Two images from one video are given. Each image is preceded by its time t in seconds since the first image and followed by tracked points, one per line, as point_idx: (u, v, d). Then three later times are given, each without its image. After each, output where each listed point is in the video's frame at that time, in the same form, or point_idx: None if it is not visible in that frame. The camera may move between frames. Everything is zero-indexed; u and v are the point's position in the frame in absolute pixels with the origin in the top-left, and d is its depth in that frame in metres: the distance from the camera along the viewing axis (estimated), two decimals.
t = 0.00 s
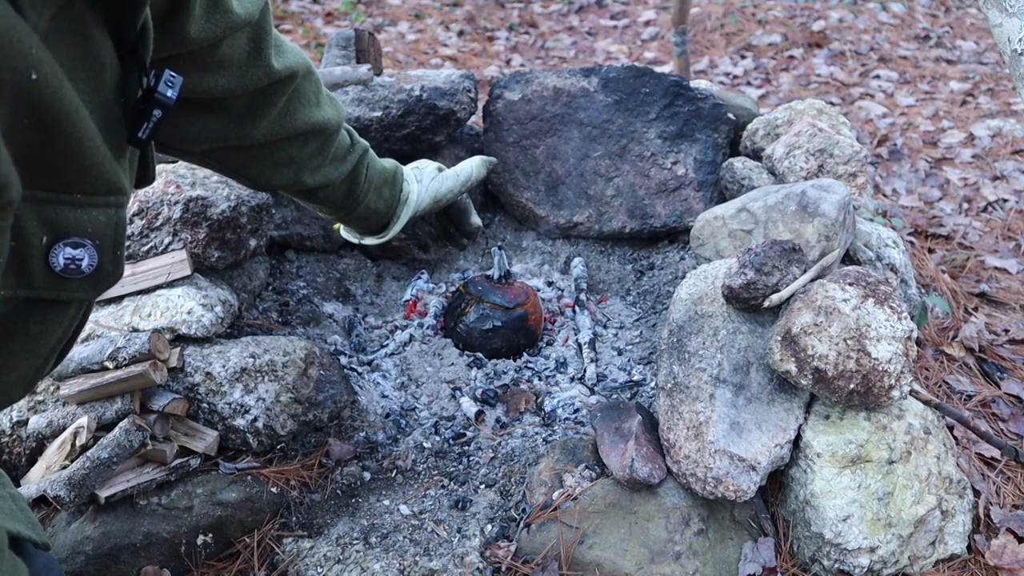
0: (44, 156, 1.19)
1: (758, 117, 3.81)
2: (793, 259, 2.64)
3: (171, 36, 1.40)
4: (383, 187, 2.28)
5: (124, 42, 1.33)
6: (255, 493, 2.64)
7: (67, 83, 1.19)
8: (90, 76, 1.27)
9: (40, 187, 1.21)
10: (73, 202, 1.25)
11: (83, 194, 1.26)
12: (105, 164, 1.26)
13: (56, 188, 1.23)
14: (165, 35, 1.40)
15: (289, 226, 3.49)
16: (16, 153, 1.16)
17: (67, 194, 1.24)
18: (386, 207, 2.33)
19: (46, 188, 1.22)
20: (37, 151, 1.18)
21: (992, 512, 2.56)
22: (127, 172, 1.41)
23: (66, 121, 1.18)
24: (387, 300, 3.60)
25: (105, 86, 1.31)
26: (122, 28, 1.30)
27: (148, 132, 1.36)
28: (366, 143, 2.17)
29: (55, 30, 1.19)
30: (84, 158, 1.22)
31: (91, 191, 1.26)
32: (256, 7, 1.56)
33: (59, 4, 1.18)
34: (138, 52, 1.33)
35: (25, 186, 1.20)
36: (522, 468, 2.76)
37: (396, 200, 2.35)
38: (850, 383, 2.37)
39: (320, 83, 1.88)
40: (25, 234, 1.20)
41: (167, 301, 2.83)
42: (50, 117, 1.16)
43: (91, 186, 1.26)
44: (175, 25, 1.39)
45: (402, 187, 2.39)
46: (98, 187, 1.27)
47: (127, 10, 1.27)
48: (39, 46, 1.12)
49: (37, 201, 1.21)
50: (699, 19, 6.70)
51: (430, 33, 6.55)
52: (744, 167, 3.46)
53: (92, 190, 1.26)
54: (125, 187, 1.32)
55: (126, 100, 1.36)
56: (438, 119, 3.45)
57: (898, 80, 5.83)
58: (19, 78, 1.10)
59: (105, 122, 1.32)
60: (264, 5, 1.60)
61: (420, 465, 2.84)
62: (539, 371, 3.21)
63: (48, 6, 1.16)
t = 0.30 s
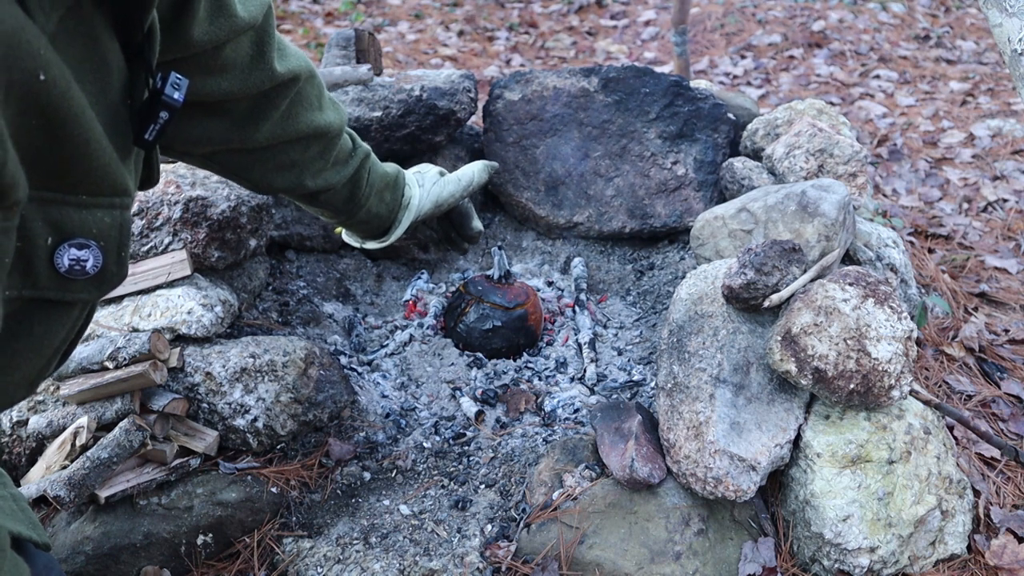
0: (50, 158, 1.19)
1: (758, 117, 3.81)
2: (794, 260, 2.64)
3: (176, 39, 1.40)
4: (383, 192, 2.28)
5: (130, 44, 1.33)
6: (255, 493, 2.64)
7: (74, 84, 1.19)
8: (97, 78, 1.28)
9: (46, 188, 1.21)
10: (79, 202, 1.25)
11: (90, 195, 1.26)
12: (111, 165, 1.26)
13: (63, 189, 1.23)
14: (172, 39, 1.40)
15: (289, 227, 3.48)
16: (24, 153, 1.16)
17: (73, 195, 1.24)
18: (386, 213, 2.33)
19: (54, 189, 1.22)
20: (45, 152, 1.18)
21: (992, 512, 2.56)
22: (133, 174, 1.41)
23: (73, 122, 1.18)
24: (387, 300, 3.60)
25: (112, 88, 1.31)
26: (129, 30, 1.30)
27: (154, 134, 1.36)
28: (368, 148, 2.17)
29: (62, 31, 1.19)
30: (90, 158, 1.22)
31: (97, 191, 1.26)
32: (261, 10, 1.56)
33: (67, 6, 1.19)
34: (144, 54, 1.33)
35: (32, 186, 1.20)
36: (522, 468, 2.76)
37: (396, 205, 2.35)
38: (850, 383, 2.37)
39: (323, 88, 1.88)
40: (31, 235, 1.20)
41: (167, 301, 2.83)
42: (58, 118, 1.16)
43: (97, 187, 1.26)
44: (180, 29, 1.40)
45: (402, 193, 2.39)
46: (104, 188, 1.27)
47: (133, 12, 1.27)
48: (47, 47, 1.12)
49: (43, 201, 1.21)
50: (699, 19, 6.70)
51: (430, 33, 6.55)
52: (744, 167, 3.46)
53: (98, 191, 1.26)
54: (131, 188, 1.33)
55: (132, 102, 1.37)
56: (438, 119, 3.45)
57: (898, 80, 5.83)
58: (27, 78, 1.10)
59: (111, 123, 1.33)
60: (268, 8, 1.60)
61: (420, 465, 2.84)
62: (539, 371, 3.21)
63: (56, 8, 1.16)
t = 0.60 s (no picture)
0: (50, 159, 1.19)
1: (759, 117, 3.81)
2: (794, 259, 2.64)
3: (175, 47, 1.41)
4: (374, 219, 2.24)
5: (130, 48, 1.33)
6: (255, 493, 2.64)
7: (74, 86, 1.18)
8: (96, 80, 1.27)
9: (46, 190, 1.21)
10: (78, 204, 1.24)
11: (90, 197, 1.25)
12: (111, 168, 1.25)
13: (63, 191, 1.22)
14: (172, 45, 1.40)
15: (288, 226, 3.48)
16: (21, 154, 1.16)
17: (73, 197, 1.23)
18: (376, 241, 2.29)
19: (54, 191, 1.22)
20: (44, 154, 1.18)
21: (992, 512, 2.56)
22: (133, 176, 1.40)
23: (73, 123, 1.17)
24: (387, 300, 3.60)
25: (111, 91, 1.31)
26: (128, 32, 1.30)
27: (153, 137, 1.36)
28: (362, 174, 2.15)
29: (62, 32, 1.19)
30: (90, 160, 1.21)
31: (97, 194, 1.26)
32: (258, 25, 1.57)
33: (66, 7, 1.18)
34: (144, 57, 1.33)
35: (31, 187, 1.20)
36: (522, 468, 2.76)
37: (385, 235, 2.31)
38: (850, 383, 2.37)
39: (318, 110, 1.86)
40: (30, 236, 1.20)
41: (167, 301, 2.83)
42: (58, 119, 1.15)
43: (97, 189, 1.25)
44: (180, 37, 1.40)
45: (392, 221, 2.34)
46: (104, 190, 1.26)
47: (133, 15, 1.27)
48: (46, 47, 1.11)
49: (42, 203, 1.21)
50: (699, 19, 6.70)
51: (430, 33, 6.55)
52: (744, 167, 3.46)
53: (98, 193, 1.26)
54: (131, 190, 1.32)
55: (131, 105, 1.36)
56: (438, 118, 3.45)
57: (898, 80, 5.83)
58: (27, 79, 1.09)
59: (109, 125, 1.32)
60: (265, 23, 1.60)
61: (420, 465, 2.84)
62: (539, 371, 3.21)
63: (55, 9, 1.16)
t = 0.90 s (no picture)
0: (48, 158, 1.19)
1: (759, 117, 3.81)
2: (794, 260, 2.64)
3: (172, 45, 1.42)
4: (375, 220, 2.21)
5: (127, 49, 1.33)
6: (255, 493, 2.64)
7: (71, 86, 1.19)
8: (93, 80, 1.28)
9: (43, 189, 1.21)
10: (76, 204, 1.25)
11: (87, 197, 1.26)
12: (108, 168, 1.26)
13: (61, 191, 1.23)
14: (170, 44, 1.41)
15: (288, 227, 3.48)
16: (18, 153, 1.16)
17: (71, 197, 1.24)
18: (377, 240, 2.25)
19: (52, 191, 1.22)
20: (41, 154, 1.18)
21: (992, 512, 2.56)
22: (131, 176, 1.41)
23: (69, 123, 1.17)
24: (387, 300, 3.60)
25: (109, 90, 1.31)
26: (126, 32, 1.30)
27: (149, 136, 1.34)
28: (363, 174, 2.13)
29: (58, 32, 1.20)
30: (88, 160, 1.22)
31: (95, 193, 1.26)
32: (255, 23, 1.57)
33: (63, 7, 1.18)
34: (141, 56, 1.33)
35: (28, 187, 1.20)
36: (522, 468, 2.76)
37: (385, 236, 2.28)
38: (850, 383, 2.37)
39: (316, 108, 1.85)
40: (28, 236, 1.20)
41: (167, 301, 2.83)
42: (54, 119, 1.16)
43: (94, 189, 1.26)
44: (177, 36, 1.41)
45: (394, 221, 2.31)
46: (102, 189, 1.26)
47: (130, 15, 1.27)
48: (43, 47, 1.11)
49: (40, 202, 1.21)
50: (699, 19, 6.70)
51: (430, 33, 6.55)
52: (744, 167, 3.46)
53: (96, 193, 1.26)
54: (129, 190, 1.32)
55: (129, 104, 1.37)
56: (438, 119, 3.45)
57: (898, 80, 5.83)
58: (23, 79, 1.10)
59: (106, 125, 1.32)
60: (261, 21, 1.60)
61: (420, 465, 2.84)
62: (539, 371, 3.21)
63: (52, 9, 1.16)
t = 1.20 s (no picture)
0: (38, 150, 1.19)
1: (759, 117, 3.81)
2: (794, 260, 2.64)
3: (162, 39, 1.40)
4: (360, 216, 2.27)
5: (117, 42, 1.33)
6: (255, 493, 2.64)
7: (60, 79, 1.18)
8: (80, 74, 1.27)
9: (36, 181, 1.21)
10: (69, 196, 1.24)
11: (81, 189, 1.25)
12: (100, 160, 1.25)
13: (53, 183, 1.22)
14: (160, 37, 1.40)
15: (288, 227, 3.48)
16: (8, 146, 1.16)
17: (64, 188, 1.24)
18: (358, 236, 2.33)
19: (44, 184, 1.22)
20: (32, 147, 1.18)
21: (992, 512, 2.56)
22: (126, 169, 1.40)
23: (60, 115, 1.17)
24: (387, 300, 3.59)
25: (98, 82, 1.31)
26: (116, 24, 1.30)
27: (137, 130, 1.34)
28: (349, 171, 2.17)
29: (44, 26, 1.19)
30: (80, 151, 1.22)
31: (88, 185, 1.26)
32: (244, 19, 1.57)
33: None
34: (131, 49, 1.33)
35: (20, 179, 1.20)
36: (522, 468, 2.76)
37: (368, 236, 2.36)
38: (850, 383, 2.37)
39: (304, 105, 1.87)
40: (22, 228, 1.21)
41: (167, 302, 2.83)
42: (44, 112, 1.15)
43: (87, 181, 1.25)
44: (166, 31, 1.40)
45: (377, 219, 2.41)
46: (95, 181, 1.26)
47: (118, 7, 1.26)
48: (30, 40, 1.11)
49: (32, 194, 1.21)
50: (699, 19, 6.70)
51: (430, 33, 6.55)
52: (744, 167, 3.47)
53: (89, 185, 1.26)
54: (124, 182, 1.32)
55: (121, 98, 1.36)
56: (438, 118, 3.44)
57: (898, 80, 5.83)
58: (10, 72, 1.09)
59: (97, 119, 1.31)
60: (250, 16, 1.60)
61: (420, 465, 2.84)
62: (539, 371, 3.20)
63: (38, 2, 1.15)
